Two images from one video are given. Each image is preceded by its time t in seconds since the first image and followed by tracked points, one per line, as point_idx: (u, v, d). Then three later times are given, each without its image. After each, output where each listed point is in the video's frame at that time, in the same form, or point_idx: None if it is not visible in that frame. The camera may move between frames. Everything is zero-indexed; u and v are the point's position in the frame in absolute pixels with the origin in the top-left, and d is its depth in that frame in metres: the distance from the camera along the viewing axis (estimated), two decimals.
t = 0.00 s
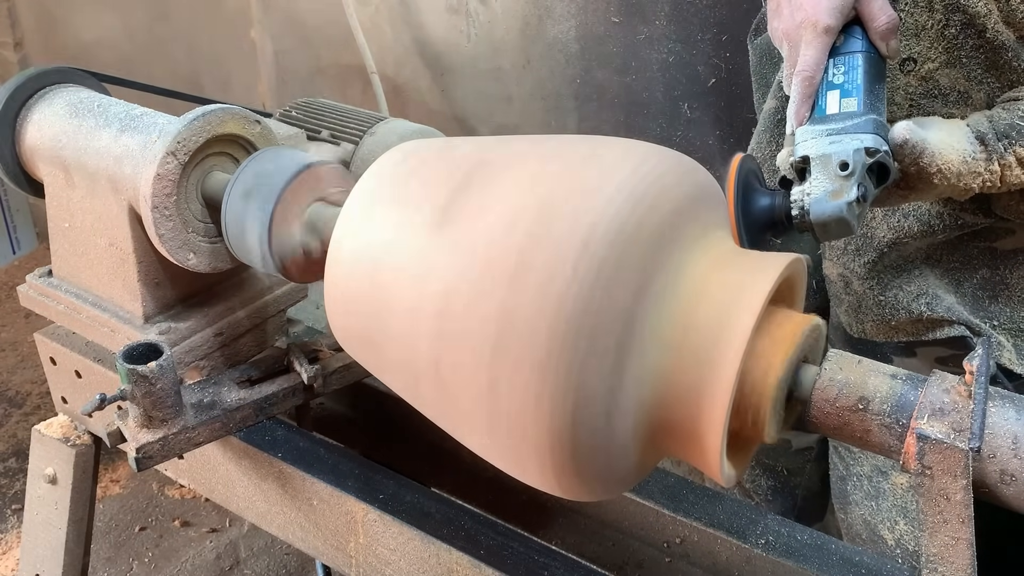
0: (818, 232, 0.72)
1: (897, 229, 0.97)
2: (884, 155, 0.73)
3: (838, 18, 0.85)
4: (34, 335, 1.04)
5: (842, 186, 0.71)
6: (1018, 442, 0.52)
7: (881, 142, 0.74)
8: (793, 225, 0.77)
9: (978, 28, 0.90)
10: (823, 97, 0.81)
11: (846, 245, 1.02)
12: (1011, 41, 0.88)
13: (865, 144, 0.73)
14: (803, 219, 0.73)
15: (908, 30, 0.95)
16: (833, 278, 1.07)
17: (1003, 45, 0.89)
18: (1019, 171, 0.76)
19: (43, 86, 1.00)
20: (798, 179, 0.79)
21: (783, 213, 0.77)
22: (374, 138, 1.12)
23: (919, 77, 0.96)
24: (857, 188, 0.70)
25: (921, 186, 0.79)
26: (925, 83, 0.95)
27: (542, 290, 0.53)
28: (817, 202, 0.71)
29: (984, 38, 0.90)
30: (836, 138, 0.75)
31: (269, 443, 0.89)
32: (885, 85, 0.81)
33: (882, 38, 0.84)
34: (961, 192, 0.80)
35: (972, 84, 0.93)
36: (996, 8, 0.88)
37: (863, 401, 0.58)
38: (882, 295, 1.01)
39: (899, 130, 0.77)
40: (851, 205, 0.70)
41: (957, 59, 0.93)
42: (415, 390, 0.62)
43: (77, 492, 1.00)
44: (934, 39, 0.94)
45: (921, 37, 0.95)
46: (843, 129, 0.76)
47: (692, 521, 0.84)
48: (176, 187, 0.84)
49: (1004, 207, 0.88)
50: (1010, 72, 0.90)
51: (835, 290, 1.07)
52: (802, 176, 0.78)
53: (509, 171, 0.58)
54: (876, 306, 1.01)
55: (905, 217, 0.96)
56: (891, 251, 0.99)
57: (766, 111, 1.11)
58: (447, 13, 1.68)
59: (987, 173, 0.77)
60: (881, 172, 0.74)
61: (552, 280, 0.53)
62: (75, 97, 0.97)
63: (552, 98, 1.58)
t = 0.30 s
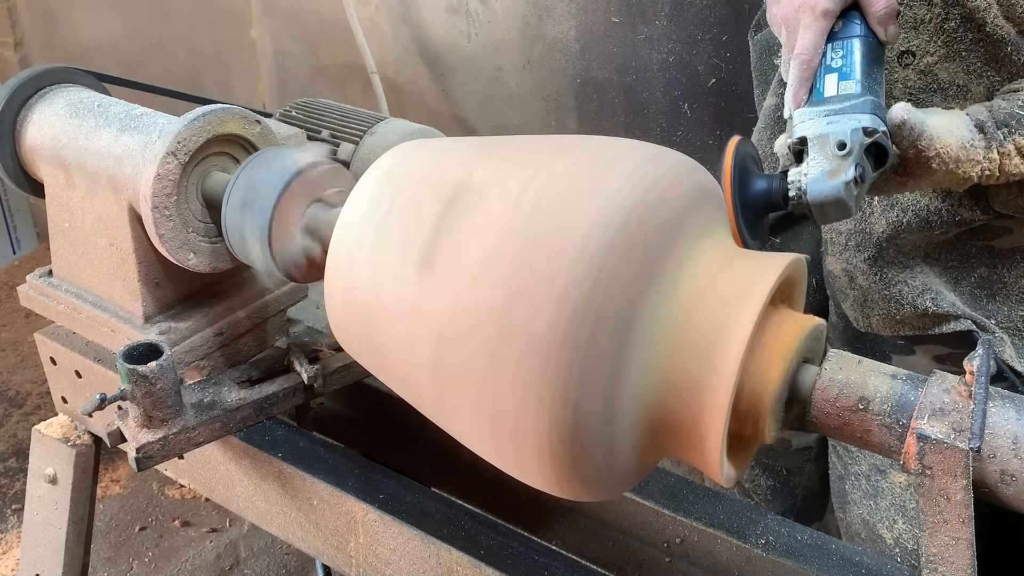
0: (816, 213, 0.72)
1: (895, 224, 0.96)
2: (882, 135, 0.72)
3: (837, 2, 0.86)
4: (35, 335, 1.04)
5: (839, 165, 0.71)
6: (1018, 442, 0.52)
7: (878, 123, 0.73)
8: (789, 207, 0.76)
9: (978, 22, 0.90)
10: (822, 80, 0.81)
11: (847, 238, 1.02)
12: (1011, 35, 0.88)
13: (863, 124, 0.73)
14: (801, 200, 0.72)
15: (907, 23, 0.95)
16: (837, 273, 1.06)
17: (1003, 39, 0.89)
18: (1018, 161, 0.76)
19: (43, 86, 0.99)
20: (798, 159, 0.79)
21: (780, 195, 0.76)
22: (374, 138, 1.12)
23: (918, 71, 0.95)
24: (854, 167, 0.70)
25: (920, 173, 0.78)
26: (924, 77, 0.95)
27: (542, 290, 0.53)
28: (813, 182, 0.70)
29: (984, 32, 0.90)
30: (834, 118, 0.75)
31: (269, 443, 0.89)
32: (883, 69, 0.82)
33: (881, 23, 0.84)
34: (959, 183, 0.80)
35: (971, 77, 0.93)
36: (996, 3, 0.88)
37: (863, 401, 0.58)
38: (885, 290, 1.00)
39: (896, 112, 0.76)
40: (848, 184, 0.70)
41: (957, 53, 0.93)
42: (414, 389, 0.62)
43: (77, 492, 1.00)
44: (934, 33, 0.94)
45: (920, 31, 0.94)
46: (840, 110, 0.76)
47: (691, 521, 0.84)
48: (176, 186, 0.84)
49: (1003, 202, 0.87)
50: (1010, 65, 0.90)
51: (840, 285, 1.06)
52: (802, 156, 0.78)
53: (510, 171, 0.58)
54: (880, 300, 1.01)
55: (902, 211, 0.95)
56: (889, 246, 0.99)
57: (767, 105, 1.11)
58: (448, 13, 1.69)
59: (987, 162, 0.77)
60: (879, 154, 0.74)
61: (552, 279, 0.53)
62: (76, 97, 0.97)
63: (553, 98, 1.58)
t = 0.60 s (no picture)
0: (810, 177, 0.72)
1: (889, 218, 0.95)
2: (864, 90, 0.72)
3: None
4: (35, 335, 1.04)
5: (823, 125, 0.71)
6: (1018, 442, 0.52)
7: (858, 79, 0.74)
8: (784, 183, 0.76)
9: (963, 16, 0.88)
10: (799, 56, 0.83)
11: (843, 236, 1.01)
12: (998, 26, 0.86)
13: (842, 82, 0.73)
14: (792, 167, 0.72)
15: (891, 18, 0.94)
16: (837, 272, 1.04)
17: (990, 31, 0.87)
18: (1010, 126, 0.75)
19: (42, 85, 0.99)
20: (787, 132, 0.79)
21: (772, 169, 0.76)
22: (374, 138, 1.12)
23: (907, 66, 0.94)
24: (838, 124, 0.70)
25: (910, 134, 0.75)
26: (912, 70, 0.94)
27: (542, 290, 0.53)
28: (800, 146, 0.71)
29: (969, 26, 0.88)
30: (812, 84, 0.76)
31: (269, 443, 0.89)
32: (860, 36, 0.82)
33: None
34: (950, 154, 0.78)
35: (960, 68, 0.91)
36: None
37: (863, 400, 0.58)
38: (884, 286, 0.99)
39: (873, 63, 0.71)
40: (835, 142, 0.69)
41: (944, 46, 0.91)
42: (414, 389, 0.62)
43: (77, 493, 1.00)
44: (920, 27, 0.92)
45: (906, 26, 0.93)
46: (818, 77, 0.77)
47: (692, 521, 0.84)
48: (176, 186, 0.84)
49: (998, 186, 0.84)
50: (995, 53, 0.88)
51: (840, 284, 1.05)
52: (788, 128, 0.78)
53: (510, 171, 0.58)
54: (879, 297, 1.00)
55: (896, 207, 0.94)
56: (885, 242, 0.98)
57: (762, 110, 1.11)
58: (448, 13, 1.69)
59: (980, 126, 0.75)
60: (867, 113, 0.73)
61: (553, 279, 0.53)
62: (75, 97, 0.96)
63: (553, 98, 1.58)
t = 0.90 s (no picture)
0: (795, 139, 0.76)
1: (881, 220, 0.95)
2: (830, 50, 0.76)
3: None
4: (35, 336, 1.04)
5: (797, 87, 0.75)
6: (1018, 442, 0.52)
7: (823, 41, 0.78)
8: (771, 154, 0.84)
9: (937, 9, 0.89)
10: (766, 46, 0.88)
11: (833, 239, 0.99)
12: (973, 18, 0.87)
13: (806, 46, 0.77)
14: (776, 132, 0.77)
15: (868, 15, 0.94)
16: (826, 278, 1.02)
17: (965, 21, 0.88)
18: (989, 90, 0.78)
19: (42, 85, 0.99)
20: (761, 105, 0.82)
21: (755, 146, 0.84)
22: (374, 138, 1.12)
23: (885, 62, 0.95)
24: (812, 83, 0.75)
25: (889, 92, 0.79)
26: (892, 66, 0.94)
27: (542, 290, 0.53)
28: (780, 110, 0.76)
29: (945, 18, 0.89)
30: (778, 54, 0.79)
31: (269, 443, 0.89)
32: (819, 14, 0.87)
33: None
34: (933, 117, 0.81)
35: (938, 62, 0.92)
36: None
37: (863, 400, 0.58)
38: (877, 287, 0.97)
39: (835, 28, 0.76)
40: (811, 100, 0.74)
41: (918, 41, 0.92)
42: (414, 389, 0.62)
43: (77, 493, 1.00)
44: (895, 23, 0.93)
45: (883, 22, 0.93)
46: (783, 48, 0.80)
47: (692, 521, 0.84)
48: (176, 186, 0.84)
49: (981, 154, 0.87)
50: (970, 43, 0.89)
51: (826, 289, 1.03)
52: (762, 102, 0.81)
53: (511, 172, 0.58)
54: (873, 298, 0.98)
55: (888, 207, 0.94)
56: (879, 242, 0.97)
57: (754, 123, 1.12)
58: (447, 13, 1.69)
59: (959, 85, 0.78)
60: (840, 73, 0.77)
61: (552, 279, 0.53)
62: (76, 97, 0.97)
63: (553, 98, 1.58)
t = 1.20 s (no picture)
0: (776, 115, 0.76)
1: (871, 222, 0.95)
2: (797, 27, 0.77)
3: None
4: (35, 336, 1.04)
5: (768, 63, 0.76)
6: (1018, 442, 0.52)
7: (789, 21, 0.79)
8: (758, 140, 0.82)
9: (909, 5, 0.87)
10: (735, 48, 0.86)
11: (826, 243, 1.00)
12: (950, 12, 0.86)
13: (773, 27, 0.78)
14: (755, 113, 0.77)
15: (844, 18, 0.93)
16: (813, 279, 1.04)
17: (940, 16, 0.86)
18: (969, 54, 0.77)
19: (42, 86, 0.99)
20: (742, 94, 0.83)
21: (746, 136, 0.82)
22: (374, 138, 1.12)
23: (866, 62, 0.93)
24: (783, 56, 0.75)
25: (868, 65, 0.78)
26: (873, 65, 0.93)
27: (542, 291, 0.53)
28: (755, 88, 0.76)
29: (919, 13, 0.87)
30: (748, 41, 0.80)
31: (269, 443, 0.89)
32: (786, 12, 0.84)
33: None
34: (916, 85, 0.79)
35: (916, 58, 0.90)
36: None
37: (863, 400, 0.58)
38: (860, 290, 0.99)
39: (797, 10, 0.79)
40: (784, 72, 0.75)
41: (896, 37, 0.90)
42: (413, 389, 0.62)
43: (77, 493, 1.00)
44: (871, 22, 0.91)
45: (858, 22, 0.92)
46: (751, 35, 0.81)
47: (691, 521, 0.84)
48: (176, 186, 0.84)
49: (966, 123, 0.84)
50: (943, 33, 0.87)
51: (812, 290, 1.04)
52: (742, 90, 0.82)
53: (511, 172, 0.58)
54: (860, 297, 0.99)
55: (879, 208, 0.94)
56: (869, 245, 0.96)
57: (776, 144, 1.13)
58: (447, 13, 1.68)
59: (937, 50, 0.78)
60: (814, 50, 0.77)
61: (552, 279, 0.53)
62: (75, 97, 0.96)
63: (553, 98, 1.58)
